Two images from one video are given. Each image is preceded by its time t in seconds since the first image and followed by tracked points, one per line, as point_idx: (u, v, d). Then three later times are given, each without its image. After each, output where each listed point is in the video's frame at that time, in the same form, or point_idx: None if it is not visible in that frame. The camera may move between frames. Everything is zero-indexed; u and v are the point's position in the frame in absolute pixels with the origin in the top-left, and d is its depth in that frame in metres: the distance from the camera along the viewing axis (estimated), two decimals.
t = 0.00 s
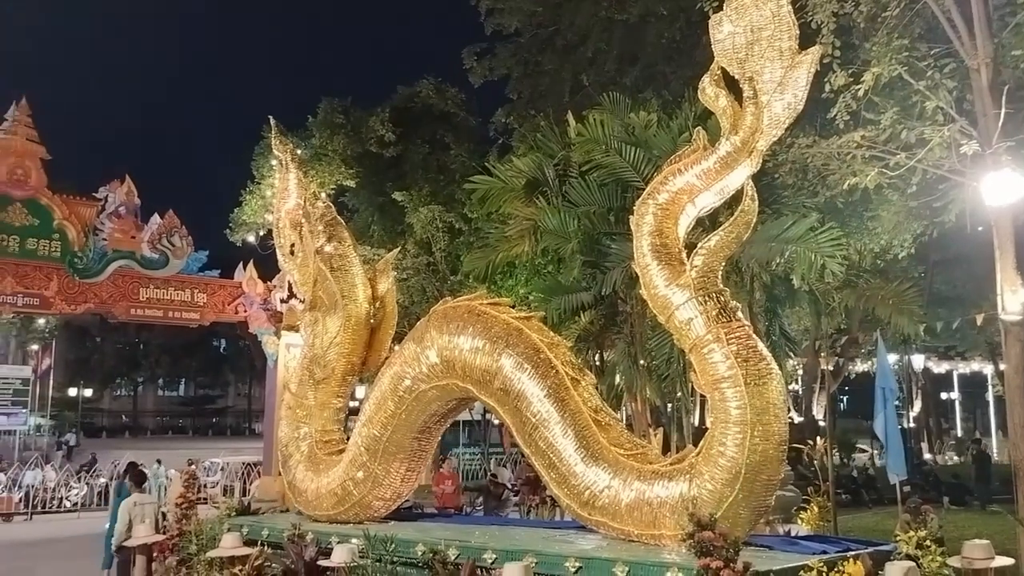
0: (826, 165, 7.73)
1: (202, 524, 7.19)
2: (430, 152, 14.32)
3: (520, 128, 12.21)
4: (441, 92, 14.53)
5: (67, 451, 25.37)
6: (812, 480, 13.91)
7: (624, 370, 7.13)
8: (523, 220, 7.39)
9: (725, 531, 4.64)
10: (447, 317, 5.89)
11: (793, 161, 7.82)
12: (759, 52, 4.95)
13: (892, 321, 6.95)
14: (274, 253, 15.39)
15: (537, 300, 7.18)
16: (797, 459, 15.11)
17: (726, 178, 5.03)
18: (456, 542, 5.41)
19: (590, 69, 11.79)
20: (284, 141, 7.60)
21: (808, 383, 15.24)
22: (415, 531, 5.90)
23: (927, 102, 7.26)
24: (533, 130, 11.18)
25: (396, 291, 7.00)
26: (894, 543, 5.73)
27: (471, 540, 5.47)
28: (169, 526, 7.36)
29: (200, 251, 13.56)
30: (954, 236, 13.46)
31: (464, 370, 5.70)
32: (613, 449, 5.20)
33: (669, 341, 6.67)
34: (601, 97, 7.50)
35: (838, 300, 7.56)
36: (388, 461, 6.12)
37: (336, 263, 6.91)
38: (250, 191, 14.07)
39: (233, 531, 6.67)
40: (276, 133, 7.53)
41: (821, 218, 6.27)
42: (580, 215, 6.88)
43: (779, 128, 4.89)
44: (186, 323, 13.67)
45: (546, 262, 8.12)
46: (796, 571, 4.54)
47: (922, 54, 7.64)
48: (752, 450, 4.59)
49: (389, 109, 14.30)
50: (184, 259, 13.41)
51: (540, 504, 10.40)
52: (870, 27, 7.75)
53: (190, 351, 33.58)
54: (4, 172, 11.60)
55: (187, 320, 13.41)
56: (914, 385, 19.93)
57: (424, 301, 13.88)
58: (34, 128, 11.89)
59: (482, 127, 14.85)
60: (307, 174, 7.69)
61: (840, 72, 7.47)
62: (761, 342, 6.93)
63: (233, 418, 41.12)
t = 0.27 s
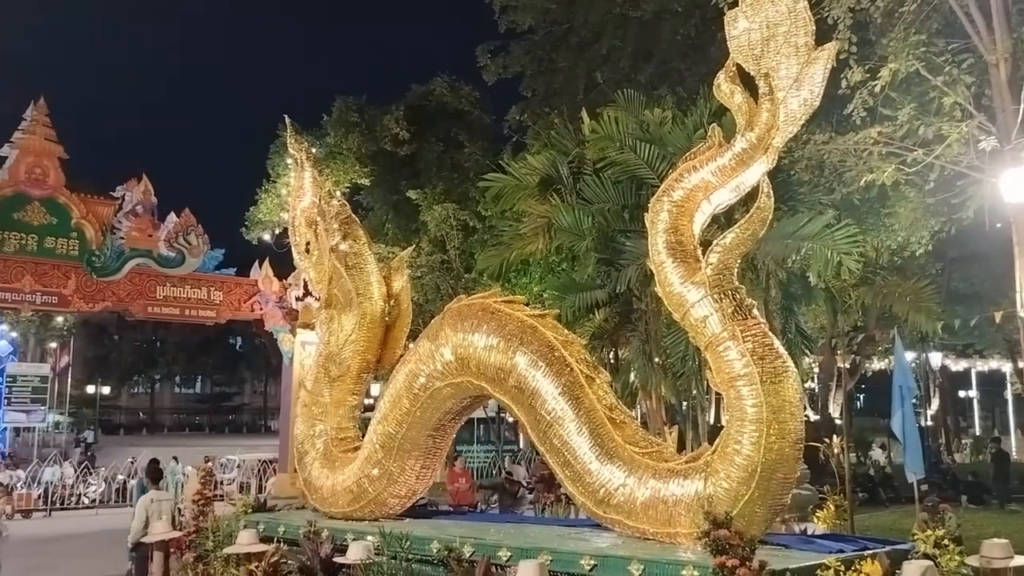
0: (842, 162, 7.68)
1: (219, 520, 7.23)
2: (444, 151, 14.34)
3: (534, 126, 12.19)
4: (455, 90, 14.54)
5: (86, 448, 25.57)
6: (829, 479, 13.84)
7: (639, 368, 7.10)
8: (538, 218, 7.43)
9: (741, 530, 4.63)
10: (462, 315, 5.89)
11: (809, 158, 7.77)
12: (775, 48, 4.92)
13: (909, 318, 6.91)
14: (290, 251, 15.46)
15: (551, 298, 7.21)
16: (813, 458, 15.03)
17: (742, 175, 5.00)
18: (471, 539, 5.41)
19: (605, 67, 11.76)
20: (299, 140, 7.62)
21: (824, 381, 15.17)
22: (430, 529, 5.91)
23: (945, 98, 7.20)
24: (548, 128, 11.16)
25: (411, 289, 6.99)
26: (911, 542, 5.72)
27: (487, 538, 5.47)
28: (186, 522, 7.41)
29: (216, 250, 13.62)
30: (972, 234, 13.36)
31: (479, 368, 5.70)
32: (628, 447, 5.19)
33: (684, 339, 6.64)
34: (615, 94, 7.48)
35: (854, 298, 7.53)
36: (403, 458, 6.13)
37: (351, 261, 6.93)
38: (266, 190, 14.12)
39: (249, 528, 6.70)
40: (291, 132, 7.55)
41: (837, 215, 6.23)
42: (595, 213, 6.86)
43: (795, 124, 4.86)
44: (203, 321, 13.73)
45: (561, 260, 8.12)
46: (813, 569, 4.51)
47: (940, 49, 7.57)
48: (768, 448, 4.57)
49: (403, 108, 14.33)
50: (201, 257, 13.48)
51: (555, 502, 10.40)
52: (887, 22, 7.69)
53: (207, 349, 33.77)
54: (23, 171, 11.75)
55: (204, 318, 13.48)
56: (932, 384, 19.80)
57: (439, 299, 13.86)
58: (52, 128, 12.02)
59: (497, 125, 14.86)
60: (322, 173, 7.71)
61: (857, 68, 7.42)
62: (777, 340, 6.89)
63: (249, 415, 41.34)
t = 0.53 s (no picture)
0: (856, 160, 7.64)
1: (233, 520, 7.25)
2: (456, 151, 14.36)
3: (546, 125, 12.17)
4: (466, 90, 14.55)
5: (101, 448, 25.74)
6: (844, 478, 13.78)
7: (652, 368, 7.09)
8: (549, 218, 7.40)
9: (755, 530, 4.61)
10: (474, 314, 5.89)
11: (823, 156, 7.73)
12: (788, 45, 4.90)
13: (923, 316, 6.86)
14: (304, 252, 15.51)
15: (563, 298, 7.15)
16: (828, 457, 14.97)
17: (755, 173, 4.98)
18: (484, 539, 5.41)
19: (616, 66, 11.74)
20: (311, 141, 7.64)
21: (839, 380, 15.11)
22: (444, 528, 5.91)
23: (960, 94, 7.15)
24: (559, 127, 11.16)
25: (424, 290, 6.99)
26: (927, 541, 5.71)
27: (500, 537, 5.47)
28: (201, 522, 7.43)
29: (230, 251, 13.68)
30: (988, 232, 13.28)
31: (491, 367, 5.70)
32: (641, 446, 5.17)
33: (697, 338, 6.61)
34: (627, 93, 7.46)
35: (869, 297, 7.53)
36: (416, 458, 6.13)
37: (364, 262, 6.95)
38: (278, 191, 14.17)
39: (264, 527, 6.72)
40: (303, 133, 7.57)
41: (851, 213, 6.20)
42: (607, 212, 6.85)
43: (809, 122, 4.84)
44: (217, 321, 13.79)
45: (573, 260, 8.12)
46: (829, 569, 4.49)
47: (954, 46, 7.52)
48: (783, 448, 4.55)
49: (415, 108, 14.35)
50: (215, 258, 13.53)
51: (568, 501, 10.40)
52: (900, 19, 7.64)
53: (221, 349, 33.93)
54: (39, 173, 11.83)
55: (218, 319, 13.55)
56: (948, 383, 19.68)
57: (451, 299, 13.83)
58: (67, 130, 12.11)
59: (508, 125, 14.86)
60: (334, 174, 7.72)
61: (870, 65, 7.37)
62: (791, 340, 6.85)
63: (263, 416, 41.51)
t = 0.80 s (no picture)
0: (873, 153, 7.59)
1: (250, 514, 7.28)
2: (471, 146, 14.36)
3: (561, 120, 12.14)
4: (481, 85, 14.55)
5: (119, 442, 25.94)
6: (860, 474, 13.72)
7: (667, 362, 7.08)
8: (564, 212, 7.32)
9: (771, 525, 4.58)
10: (489, 309, 5.89)
11: (840, 149, 7.67)
12: (805, 38, 4.86)
13: (941, 310, 6.81)
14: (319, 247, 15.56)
15: (578, 292, 7.11)
16: (844, 453, 14.91)
17: (772, 166, 4.94)
18: (499, 533, 5.41)
19: (631, 59, 11.71)
20: (327, 136, 7.65)
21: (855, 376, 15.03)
22: (459, 522, 5.91)
23: (980, 86, 7.07)
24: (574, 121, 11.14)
25: (439, 285, 7.00)
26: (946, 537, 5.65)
27: (515, 531, 5.46)
28: (218, 515, 7.46)
29: (246, 246, 13.74)
30: (1007, 226, 13.16)
31: (506, 362, 5.69)
32: (657, 441, 5.15)
33: (713, 332, 6.57)
34: (643, 87, 7.43)
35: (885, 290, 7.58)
36: (432, 452, 6.14)
37: (379, 256, 6.95)
38: (294, 186, 14.23)
39: (280, 521, 6.74)
40: (319, 128, 7.58)
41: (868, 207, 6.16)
42: (623, 206, 6.82)
43: (827, 115, 4.79)
44: (233, 316, 13.86)
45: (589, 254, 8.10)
46: (847, 565, 4.46)
47: (974, 38, 7.44)
48: (800, 443, 4.52)
49: (430, 103, 14.35)
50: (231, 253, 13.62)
51: (584, 496, 10.40)
52: (919, 11, 7.57)
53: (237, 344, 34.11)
54: (57, 169, 11.90)
55: (234, 313, 13.63)
56: (966, 378, 19.54)
57: (466, 294, 13.82)
58: (85, 126, 12.18)
59: (523, 120, 14.85)
60: (350, 169, 7.73)
61: (889, 57, 7.31)
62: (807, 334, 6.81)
63: (279, 410, 41.72)
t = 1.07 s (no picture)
0: (892, 150, 7.52)
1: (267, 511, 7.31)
2: (486, 145, 14.38)
3: (576, 118, 12.12)
4: (497, 84, 14.57)
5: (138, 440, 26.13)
6: (878, 474, 13.64)
7: (683, 362, 6.94)
8: (580, 211, 7.34)
9: (789, 525, 4.56)
10: (505, 308, 5.89)
11: (858, 147, 7.62)
12: (823, 35, 4.83)
13: (960, 309, 6.76)
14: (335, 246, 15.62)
15: (594, 291, 7.11)
16: (862, 453, 14.82)
17: (789, 165, 4.91)
18: (515, 531, 5.41)
19: (647, 58, 11.68)
20: (343, 135, 7.67)
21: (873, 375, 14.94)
22: (475, 521, 5.92)
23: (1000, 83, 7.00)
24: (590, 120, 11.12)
25: (454, 284, 7.00)
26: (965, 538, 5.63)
27: (531, 530, 5.46)
28: (236, 512, 7.50)
29: (263, 245, 13.82)
30: None
31: (522, 360, 5.69)
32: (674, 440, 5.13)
33: (730, 332, 6.54)
34: (658, 85, 7.41)
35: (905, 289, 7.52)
36: (448, 451, 6.14)
37: (395, 255, 6.97)
38: (310, 185, 14.29)
39: (297, 518, 6.76)
40: (335, 128, 7.60)
41: (886, 206, 6.12)
42: (639, 205, 6.81)
43: (845, 112, 4.75)
44: (250, 315, 13.94)
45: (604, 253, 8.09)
46: (866, 566, 4.43)
47: (994, 34, 7.37)
48: (818, 443, 4.50)
49: (445, 102, 14.37)
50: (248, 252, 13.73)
51: (600, 495, 10.39)
52: (938, 7, 7.51)
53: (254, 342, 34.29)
54: (77, 169, 11.98)
55: (252, 312, 13.70)
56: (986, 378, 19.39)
57: (481, 293, 13.79)
58: (104, 126, 12.23)
59: (538, 119, 14.85)
60: (366, 168, 7.75)
61: (908, 54, 7.25)
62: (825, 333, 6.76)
63: (296, 408, 41.92)
